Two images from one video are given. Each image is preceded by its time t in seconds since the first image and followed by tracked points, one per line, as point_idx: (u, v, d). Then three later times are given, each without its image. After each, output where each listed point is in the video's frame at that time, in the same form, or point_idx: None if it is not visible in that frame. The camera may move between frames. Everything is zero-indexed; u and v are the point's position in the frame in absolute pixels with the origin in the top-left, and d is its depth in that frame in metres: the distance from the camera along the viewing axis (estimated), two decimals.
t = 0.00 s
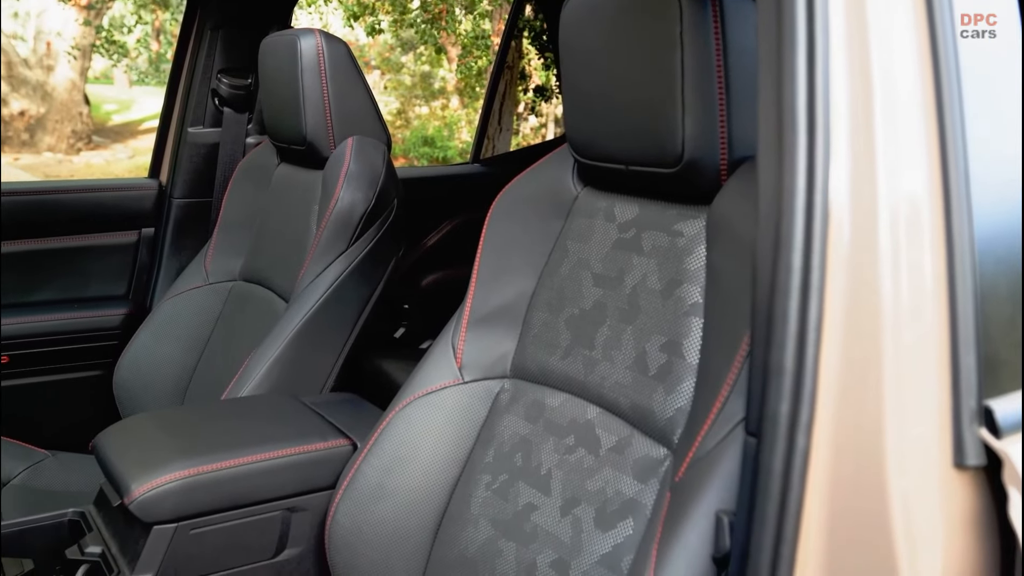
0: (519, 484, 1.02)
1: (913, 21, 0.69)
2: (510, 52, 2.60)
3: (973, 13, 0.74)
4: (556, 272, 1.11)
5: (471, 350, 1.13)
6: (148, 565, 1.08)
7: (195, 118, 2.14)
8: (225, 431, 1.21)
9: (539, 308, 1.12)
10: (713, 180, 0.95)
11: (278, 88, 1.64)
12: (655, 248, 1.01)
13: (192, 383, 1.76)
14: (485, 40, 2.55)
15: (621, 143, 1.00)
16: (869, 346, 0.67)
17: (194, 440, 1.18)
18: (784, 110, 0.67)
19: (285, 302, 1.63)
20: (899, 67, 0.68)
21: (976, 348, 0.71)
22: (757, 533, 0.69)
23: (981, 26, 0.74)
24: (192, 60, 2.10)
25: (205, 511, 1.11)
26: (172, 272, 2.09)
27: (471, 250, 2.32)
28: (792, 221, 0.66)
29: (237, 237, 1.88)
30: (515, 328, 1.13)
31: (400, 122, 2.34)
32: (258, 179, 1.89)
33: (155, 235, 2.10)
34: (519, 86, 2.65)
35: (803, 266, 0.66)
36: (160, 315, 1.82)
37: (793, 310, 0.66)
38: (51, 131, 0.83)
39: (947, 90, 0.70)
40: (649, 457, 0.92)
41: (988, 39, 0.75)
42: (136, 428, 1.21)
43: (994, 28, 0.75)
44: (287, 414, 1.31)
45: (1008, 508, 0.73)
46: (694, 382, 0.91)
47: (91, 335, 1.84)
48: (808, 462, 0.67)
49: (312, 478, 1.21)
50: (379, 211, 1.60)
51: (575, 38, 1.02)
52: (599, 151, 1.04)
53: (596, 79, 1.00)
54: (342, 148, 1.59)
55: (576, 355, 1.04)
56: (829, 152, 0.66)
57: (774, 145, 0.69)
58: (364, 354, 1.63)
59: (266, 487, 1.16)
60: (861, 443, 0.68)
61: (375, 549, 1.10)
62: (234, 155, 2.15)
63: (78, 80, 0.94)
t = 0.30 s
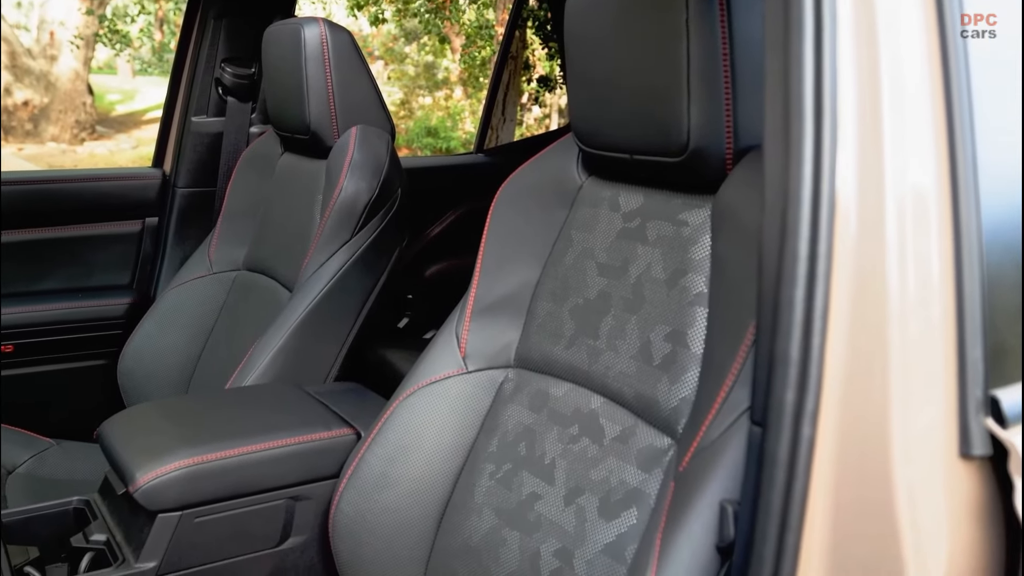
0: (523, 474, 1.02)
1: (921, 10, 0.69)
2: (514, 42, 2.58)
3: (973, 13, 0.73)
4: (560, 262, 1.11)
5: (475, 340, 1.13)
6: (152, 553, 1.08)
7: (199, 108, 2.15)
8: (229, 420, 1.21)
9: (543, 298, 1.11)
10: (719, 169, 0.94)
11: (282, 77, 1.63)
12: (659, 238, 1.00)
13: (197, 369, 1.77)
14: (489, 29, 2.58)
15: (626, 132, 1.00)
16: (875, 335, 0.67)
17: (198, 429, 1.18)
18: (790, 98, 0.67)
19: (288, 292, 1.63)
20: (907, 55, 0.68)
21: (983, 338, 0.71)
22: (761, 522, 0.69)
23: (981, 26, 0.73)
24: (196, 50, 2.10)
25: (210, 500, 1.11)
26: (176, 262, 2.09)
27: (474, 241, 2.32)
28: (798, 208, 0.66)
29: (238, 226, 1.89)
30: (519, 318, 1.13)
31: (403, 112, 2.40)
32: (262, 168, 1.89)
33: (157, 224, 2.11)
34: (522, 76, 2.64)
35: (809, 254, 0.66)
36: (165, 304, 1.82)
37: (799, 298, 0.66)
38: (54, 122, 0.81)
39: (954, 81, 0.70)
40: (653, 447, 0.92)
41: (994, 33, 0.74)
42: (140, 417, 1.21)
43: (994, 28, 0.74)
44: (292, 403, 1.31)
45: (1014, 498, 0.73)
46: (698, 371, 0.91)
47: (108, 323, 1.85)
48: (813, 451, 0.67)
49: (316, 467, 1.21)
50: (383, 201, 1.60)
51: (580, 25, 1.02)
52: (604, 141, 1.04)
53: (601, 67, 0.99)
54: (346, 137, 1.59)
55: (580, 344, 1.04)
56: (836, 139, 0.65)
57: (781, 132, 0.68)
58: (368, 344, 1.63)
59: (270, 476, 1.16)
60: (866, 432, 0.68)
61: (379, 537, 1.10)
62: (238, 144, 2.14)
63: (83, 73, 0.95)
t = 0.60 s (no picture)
0: (527, 463, 1.02)
1: None
2: (517, 33, 2.56)
3: (973, 13, 0.71)
4: (565, 252, 1.11)
5: (479, 330, 1.13)
6: (157, 542, 1.08)
7: (203, 96, 2.12)
8: (234, 409, 1.22)
9: (547, 288, 1.11)
10: (724, 159, 0.94)
11: (286, 66, 1.63)
12: (664, 228, 1.00)
13: (201, 361, 1.75)
14: (493, 19, 2.48)
15: (631, 122, 0.99)
16: (880, 325, 0.67)
17: (202, 418, 1.18)
18: (797, 88, 0.66)
19: (292, 282, 1.63)
20: (915, 42, 0.67)
21: (989, 327, 0.70)
22: (766, 513, 0.69)
23: (981, 26, 0.72)
24: (200, 39, 2.09)
25: (215, 489, 1.12)
26: (180, 252, 2.09)
27: (478, 232, 2.31)
28: (804, 198, 0.65)
29: (241, 216, 1.87)
30: (523, 308, 1.13)
31: (406, 103, 2.35)
32: (266, 157, 1.88)
33: (162, 215, 2.09)
34: (526, 67, 2.63)
35: (815, 243, 0.65)
36: (169, 294, 1.82)
37: (804, 287, 0.66)
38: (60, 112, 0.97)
39: (962, 70, 0.70)
40: (657, 437, 0.92)
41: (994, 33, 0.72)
42: (145, 406, 1.21)
43: (994, 27, 0.72)
44: (296, 393, 1.31)
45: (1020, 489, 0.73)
46: (703, 361, 0.91)
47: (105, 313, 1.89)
48: (819, 440, 0.67)
49: (321, 457, 1.22)
50: (387, 191, 1.60)
51: (584, 13, 1.01)
52: (608, 130, 1.04)
53: (605, 56, 0.99)
54: (349, 127, 1.58)
55: (584, 334, 1.04)
56: (842, 129, 0.65)
57: (787, 120, 0.68)
58: (372, 335, 1.63)
59: (275, 465, 1.16)
60: (871, 422, 0.68)
61: (383, 526, 1.11)
62: (242, 133, 2.14)
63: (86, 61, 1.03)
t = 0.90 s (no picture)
0: (532, 452, 1.02)
1: None
2: (522, 22, 2.51)
3: (973, 13, 0.69)
4: (570, 240, 1.10)
5: (484, 318, 1.13)
6: (163, 528, 1.09)
7: (207, 86, 2.12)
8: (239, 397, 1.22)
9: (552, 276, 1.11)
10: (730, 147, 0.93)
11: (290, 54, 1.62)
12: (670, 216, 1.00)
13: (206, 349, 1.75)
14: (497, 8, 2.49)
15: (637, 110, 0.99)
16: (887, 314, 0.67)
17: (207, 406, 1.18)
18: (803, 75, 0.66)
19: (297, 271, 1.63)
20: (923, 29, 0.67)
21: (997, 317, 0.70)
22: (771, 500, 0.69)
23: (979, 27, 0.69)
24: (204, 27, 2.09)
25: (220, 476, 1.12)
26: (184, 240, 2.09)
27: (483, 222, 2.30)
28: (810, 184, 0.65)
29: (248, 204, 1.87)
30: (528, 297, 1.13)
31: (411, 92, 2.38)
32: (270, 146, 1.88)
33: (167, 204, 2.09)
34: (531, 56, 2.57)
35: (822, 231, 0.65)
36: (174, 282, 1.82)
37: (811, 274, 0.65)
38: (64, 102, 0.99)
39: (974, 59, 0.69)
40: (662, 426, 0.92)
41: (994, 34, 0.70)
42: (150, 394, 1.21)
43: (994, 28, 0.70)
44: (301, 381, 1.32)
45: None
46: (708, 350, 0.90)
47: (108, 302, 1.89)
48: (824, 427, 0.67)
49: (326, 445, 1.22)
50: (392, 179, 1.59)
51: None
52: (614, 118, 1.03)
53: (611, 43, 0.98)
54: (354, 115, 1.58)
55: (589, 323, 1.04)
56: (849, 115, 0.65)
57: (794, 107, 0.67)
58: (376, 324, 1.63)
59: (280, 453, 1.16)
60: (877, 411, 0.68)
61: (388, 513, 1.11)
62: (246, 123, 2.10)
63: (89, 48, 1.06)
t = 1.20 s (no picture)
0: (535, 443, 1.02)
1: None
2: (526, 13, 2.51)
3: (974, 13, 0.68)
4: (573, 232, 1.10)
5: (488, 309, 1.12)
6: (167, 519, 1.09)
7: (210, 76, 2.11)
8: (243, 388, 1.22)
9: (556, 268, 1.11)
10: (735, 138, 0.93)
11: (293, 45, 1.62)
12: (674, 208, 0.99)
13: (209, 340, 1.75)
14: None
15: (641, 100, 0.99)
16: (892, 305, 0.67)
17: (211, 396, 1.18)
18: (809, 65, 0.65)
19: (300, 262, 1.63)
20: (929, 19, 0.67)
21: (1003, 308, 0.70)
22: (775, 492, 0.69)
23: (980, 27, 0.68)
24: (208, 17, 2.08)
25: (224, 467, 1.12)
26: (188, 231, 2.09)
27: (486, 213, 2.30)
28: (816, 175, 0.65)
29: (253, 195, 1.87)
30: (532, 288, 1.13)
31: (413, 84, 2.39)
32: (274, 137, 1.87)
33: (171, 194, 2.10)
34: (534, 48, 2.57)
35: (827, 222, 0.65)
36: (177, 274, 1.83)
37: (816, 265, 0.65)
38: (67, 92, 0.98)
39: (981, 51, 0.68)
40: (666, 417, 0.92)
41: (993, 34, 0.69)
42: (154, 385, 1.21)
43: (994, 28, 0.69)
44: (304, 372, 1.32)
45: None
46: (712, 341, 0.90)
47: (110, 293, 1.89)
48: (829, 419, 0.66)
49: (330, 436, 1.22)
50: (395, 170, 1.59)
51: None
52: (618, 109, 1.03)
53: (615, 33, 0.98)
54: (357, 106, 1.58)
55: (592, 314, 1.04)
56: (855, 105, 0.64)
57: (800, 97, 0.67)
58: (379, 315, 1.63)
59: (283, 444, 1.17)
60: (881, 404, 0.67)
61: (392, 504, 1.11)
62: (250, 113, 2.12)
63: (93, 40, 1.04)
